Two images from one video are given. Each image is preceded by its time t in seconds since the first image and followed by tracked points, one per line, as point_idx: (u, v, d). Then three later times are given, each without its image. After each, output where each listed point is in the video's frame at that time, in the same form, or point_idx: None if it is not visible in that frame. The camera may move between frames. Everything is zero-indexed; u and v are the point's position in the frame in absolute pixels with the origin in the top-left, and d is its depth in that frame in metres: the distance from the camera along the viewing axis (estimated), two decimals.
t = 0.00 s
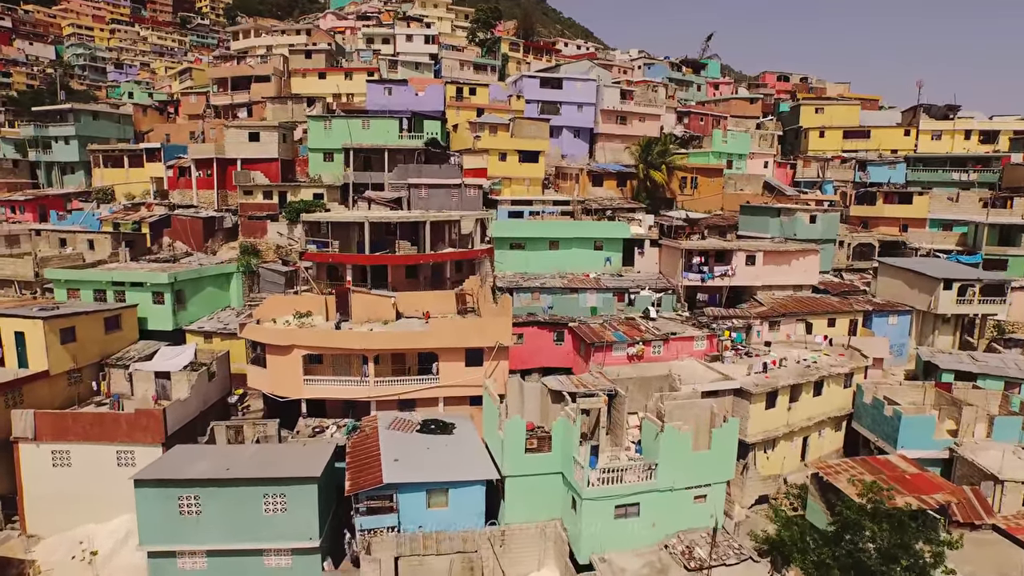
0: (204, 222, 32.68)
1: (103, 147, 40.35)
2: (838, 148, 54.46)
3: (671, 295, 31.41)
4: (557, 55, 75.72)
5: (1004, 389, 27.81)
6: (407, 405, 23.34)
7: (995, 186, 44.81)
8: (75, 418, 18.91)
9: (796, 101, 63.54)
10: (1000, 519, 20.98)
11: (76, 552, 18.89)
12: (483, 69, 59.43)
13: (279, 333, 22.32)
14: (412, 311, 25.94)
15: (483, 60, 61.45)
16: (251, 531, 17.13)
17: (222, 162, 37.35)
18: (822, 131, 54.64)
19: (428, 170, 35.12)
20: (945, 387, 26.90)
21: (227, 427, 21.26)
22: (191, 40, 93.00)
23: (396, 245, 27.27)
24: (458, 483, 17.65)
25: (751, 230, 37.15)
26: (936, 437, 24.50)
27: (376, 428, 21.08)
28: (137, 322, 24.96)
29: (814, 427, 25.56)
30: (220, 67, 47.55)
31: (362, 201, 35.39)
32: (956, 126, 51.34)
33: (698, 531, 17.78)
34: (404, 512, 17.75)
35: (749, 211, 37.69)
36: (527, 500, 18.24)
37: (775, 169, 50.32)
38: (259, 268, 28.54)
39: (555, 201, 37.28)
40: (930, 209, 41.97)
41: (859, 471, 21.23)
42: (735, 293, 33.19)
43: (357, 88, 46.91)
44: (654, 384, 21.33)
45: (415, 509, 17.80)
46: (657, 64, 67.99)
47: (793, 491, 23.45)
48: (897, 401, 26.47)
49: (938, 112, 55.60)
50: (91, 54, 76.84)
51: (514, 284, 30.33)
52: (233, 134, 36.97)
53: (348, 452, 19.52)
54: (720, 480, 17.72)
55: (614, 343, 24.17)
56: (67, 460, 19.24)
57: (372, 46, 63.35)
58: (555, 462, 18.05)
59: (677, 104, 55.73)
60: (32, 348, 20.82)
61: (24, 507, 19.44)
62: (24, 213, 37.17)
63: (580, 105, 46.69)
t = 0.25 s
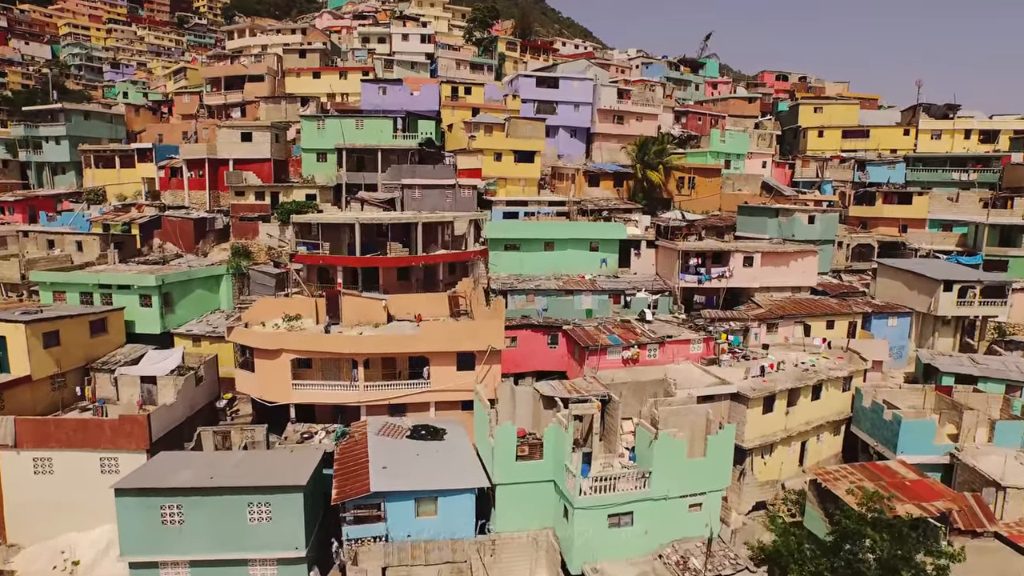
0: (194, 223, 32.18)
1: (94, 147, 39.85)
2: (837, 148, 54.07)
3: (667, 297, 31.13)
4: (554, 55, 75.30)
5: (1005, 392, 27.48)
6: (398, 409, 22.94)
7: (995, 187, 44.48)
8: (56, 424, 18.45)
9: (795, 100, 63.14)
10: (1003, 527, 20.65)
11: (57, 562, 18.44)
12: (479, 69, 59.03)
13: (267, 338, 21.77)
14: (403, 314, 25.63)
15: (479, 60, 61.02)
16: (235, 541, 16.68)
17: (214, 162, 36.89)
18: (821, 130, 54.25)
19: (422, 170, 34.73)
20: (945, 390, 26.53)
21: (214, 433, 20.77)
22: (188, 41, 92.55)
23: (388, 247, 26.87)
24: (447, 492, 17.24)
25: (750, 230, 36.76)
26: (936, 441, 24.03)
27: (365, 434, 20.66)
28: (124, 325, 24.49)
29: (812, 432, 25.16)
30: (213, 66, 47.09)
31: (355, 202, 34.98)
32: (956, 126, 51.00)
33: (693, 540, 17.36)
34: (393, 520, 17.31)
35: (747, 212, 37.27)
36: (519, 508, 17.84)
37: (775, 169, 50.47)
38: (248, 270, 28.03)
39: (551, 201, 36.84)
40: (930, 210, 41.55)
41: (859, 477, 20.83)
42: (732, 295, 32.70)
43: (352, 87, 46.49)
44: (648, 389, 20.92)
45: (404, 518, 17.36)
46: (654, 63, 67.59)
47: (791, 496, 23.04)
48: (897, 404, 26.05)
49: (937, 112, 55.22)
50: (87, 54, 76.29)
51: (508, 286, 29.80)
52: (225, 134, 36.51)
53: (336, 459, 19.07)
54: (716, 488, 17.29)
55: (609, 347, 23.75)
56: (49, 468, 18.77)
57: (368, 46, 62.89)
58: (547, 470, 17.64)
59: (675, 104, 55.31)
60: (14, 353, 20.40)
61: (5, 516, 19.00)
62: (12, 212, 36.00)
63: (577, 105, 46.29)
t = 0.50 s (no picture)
0: (178, 225, 31.51)
1: (76, 147, 39.26)
2: (827, 148, 53.98)
3: (656, 298, 30.81)
4: (544, 54, 75.01)
5: (992, 393, 27.46)
6: (381, 414, 22.58)
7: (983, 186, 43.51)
8: (27, 432, 18.04)
9: (784, 100, 63.03)
10: (990, 530, 20.58)
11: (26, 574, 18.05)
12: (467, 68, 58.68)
13: (246, 341, 21.37)
14: (387, 316, 25.31)
15: (468, 59, 60.64)
16: (210, 552, 16.30)
17: (197, 163, 36.37)
18: (810, 130, 54.14)
19: (408, 171, 34.35)
20: (933, 392, 26.32)
21: (192, 440, 20.20)
22: (176, 39, 91.77)
23: (371, 249, 26.54)
24: (428, 499, 16.92)
25: (738, 231, 36.31)
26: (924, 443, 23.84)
27: (346, 439, 20.29)
28: (101, 329, 24.01)
29: (800, 434, 24.94)
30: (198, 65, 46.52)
31: (340, 202, 34.58)
32: (944, 126, 51.06)
33: (678, 547, 17.08)
34: (372, 529, 16.97)
35: (736, 212, 36.94)
36: (501, 515, 17.52)
37: (764, 168, 50.86)
38: (230, 272, 27.60)
39: (538, 201, 36.49)
40: (919, 209, 41.33)
41: (846, 481, 20.62)
42: (720, 296, 32.45)
43: (338, 87, 46.06)
44: (633, 394, 20.63)
45: (384, 526, 17.04)
46: (644, 63, 67.37)
47: (778, 500, 22.77)
48: (885, 406, 25.86)
49: (926, 112, 55.23)
50: (72, 52, 75.35)
51: (495, 287, 29.67)
52: (208, 134, 35.97)
53: (316, 466, 18.72)
54: (701, 495, 17.01)
55: (595, 350, 23.47)
56: (20, 477, 18.36)
57: (356, 45, 62.39)
58: (529, 476, 17.34)
59: (664, 103, 55.09)
60: None
61: None
62: None
63: (565, 104, 46.00)
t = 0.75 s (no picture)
0: (157, 226, 31.01)
1: (52, 147, 38.57)
2: (812, 148, 54.03)
3: (640, 300, 30.52)
4: (531, 54, 74.72)
5: (975, 393, 27.45)
6: (360, 418, 22.25)
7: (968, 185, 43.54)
8: None
9: (770, 100, 63.10)
10: (971, 530, 20.43)
11: None
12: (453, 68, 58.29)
13: (221, 345, 21.00)
14: (368, 319, 25.11)
15: (454, 59, 60.28)
16: (181, 562, 15.92)
17: (177, 163, 35.81)
18: (796, 130, 54.16)
19: (392, 172, 34.29)
20: (917, 392, 26.22)
21: (167, 445, 19.76)
22: (160, 38, 90.79)
23: (351, 250, 26.22)
24: (405, 506, 16.62)
25: (723, 232, 36.08)
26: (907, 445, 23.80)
27: (324, 444, 19.93)
28: (74, 333, 23.50)
29: (784, 436, 24.83)
30: (178, 64, 45.91)
31: (321, 203, 34.19)
32: (928, 126, 51.36)
33: (659, 553, 16.87)
34: (348, 537, 16.63)
35: (721, 213, 36.71)
36: (479, 521, 17.24)
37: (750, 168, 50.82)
38: (208, 274, 27.20)
39: (522, 202, 36.17)
40: (903, 209, 41.56)
41: (829, 484, 20.48)
42: (705, 296, 32.29)
43: (322, 86, 45.63)
44: (615, 396, 20.36)
45: (360, 533, 16.71)
46: (631, 63, 67.22)
47: (762, 503, 22.60)
48: (869, 407, 25.77)
49: (910, 112, 55.46)
50: (53, 50, 74.24)
51: (478, 289, 29.51)
52: (188, 134, 35.39)
53: (292, 472, 18.37)
54: (682, 500, 16.80)
55: (577, 352, 23.25)
56: None
57: (341, 44, 61.85)
58: (508, 482, 17.08)
59: (650, 103, 54.95)
60: None
61: None
62: None
63: (550, 104, 45.75)
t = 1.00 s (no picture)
0: (137, 227, 30.65)
1: (30, 147, 37.97)
2: (799, 148, 54.04)
3: (625, 300, 30.47)
4: (519, 54, 74.53)
5: (959, 393, 27.43)
6: (340, 422, 21.94)
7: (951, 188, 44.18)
8: None
9: (757, 100, 63.15)
10: (954, 531, 20.32)
11: None
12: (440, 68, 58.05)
13: (197, 348, 20.57)
14: (349, 321, 24.86)
15: (441, 59, 60.01)
16: (153, 571, 15.61)
17: (158, 164, 35.33)
18: (783, 130, 54.12)
19: (377, 172, 33.98)
20: (901, 392, 26.15)
21: (143, 451, 19.07)
22: (147, 37, 90.20)
23: (332, 251, 25.93)
24: (382, 512, 16.37)
25: (709, 232, 35.96)
26: (891, 445, 23.82)
27: (302, 449, 19.57)
28: (48, 337, 23.07)
29: (769, 438, 24.70)
30: (160, 63, 45.34)
31: (304, 204, 33.86)
32: (913, 126, 51.73)
33: (640, 558, 16.65)
34: (325, 543, 16.36)
35: (707, 213, 36.55)
36: (458, 527, 16.97)
37: (736, 168, 50.68)
38: (188, 275, 26.74)
39: (507, 202, 35.88)
40: (888, 209, 41.65)
41: (813, 486, 20.35)
42: (690, 297, 32.14)
43: (306, 86, 45.23)
44: (598, 399, 20.14)
45: (337, 540, 16.44)
46: (619, 62, 67.10)
47: (747, 505, 22.47)
48: (854, 408, 25.70)
49: (896, 112, 55.65)
50: (36, 49, 73.25)
51: (461, 291, 29.25)
52: (169, 134, 34.89)
53: (269, 476, 18.05)
54: (663, 504, 16.58)
55: (560, 354, 23.06)
56: None
57: (327, 43, 61.41)
58: (487, 486, 16.83)
59: (637, 103, 54.86)
60: None
61: None
62: None
63: (536, 104, 45.57)
